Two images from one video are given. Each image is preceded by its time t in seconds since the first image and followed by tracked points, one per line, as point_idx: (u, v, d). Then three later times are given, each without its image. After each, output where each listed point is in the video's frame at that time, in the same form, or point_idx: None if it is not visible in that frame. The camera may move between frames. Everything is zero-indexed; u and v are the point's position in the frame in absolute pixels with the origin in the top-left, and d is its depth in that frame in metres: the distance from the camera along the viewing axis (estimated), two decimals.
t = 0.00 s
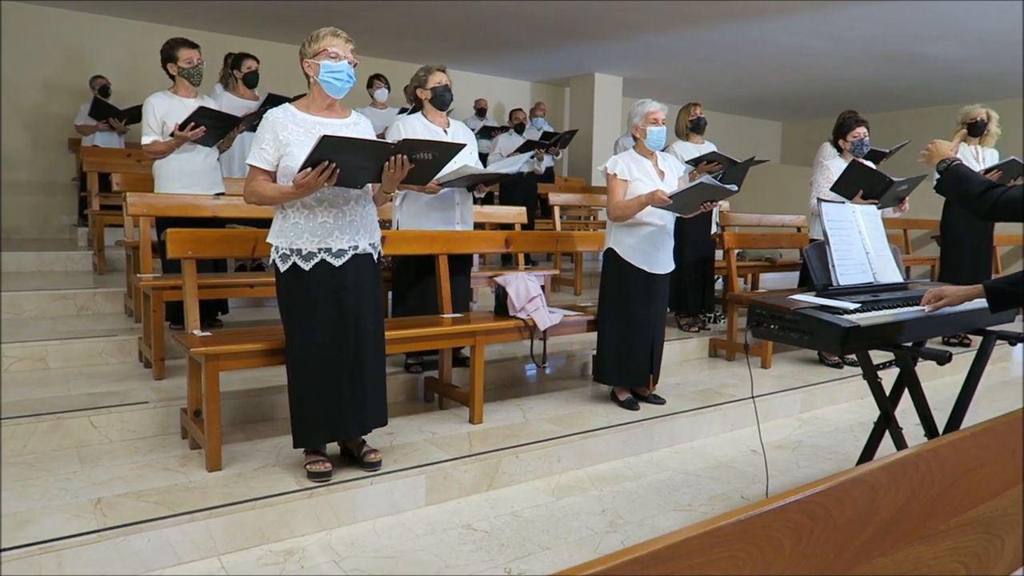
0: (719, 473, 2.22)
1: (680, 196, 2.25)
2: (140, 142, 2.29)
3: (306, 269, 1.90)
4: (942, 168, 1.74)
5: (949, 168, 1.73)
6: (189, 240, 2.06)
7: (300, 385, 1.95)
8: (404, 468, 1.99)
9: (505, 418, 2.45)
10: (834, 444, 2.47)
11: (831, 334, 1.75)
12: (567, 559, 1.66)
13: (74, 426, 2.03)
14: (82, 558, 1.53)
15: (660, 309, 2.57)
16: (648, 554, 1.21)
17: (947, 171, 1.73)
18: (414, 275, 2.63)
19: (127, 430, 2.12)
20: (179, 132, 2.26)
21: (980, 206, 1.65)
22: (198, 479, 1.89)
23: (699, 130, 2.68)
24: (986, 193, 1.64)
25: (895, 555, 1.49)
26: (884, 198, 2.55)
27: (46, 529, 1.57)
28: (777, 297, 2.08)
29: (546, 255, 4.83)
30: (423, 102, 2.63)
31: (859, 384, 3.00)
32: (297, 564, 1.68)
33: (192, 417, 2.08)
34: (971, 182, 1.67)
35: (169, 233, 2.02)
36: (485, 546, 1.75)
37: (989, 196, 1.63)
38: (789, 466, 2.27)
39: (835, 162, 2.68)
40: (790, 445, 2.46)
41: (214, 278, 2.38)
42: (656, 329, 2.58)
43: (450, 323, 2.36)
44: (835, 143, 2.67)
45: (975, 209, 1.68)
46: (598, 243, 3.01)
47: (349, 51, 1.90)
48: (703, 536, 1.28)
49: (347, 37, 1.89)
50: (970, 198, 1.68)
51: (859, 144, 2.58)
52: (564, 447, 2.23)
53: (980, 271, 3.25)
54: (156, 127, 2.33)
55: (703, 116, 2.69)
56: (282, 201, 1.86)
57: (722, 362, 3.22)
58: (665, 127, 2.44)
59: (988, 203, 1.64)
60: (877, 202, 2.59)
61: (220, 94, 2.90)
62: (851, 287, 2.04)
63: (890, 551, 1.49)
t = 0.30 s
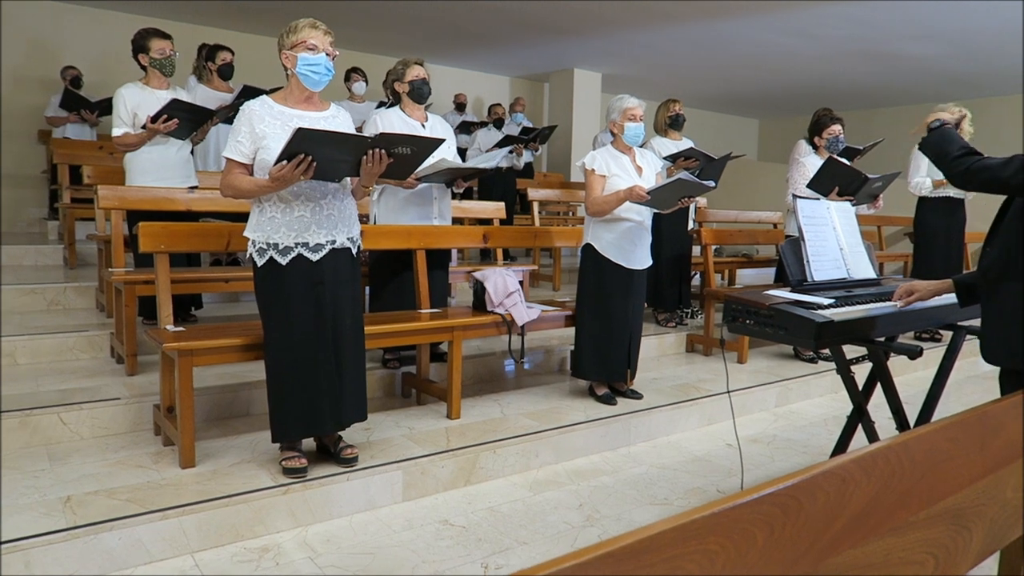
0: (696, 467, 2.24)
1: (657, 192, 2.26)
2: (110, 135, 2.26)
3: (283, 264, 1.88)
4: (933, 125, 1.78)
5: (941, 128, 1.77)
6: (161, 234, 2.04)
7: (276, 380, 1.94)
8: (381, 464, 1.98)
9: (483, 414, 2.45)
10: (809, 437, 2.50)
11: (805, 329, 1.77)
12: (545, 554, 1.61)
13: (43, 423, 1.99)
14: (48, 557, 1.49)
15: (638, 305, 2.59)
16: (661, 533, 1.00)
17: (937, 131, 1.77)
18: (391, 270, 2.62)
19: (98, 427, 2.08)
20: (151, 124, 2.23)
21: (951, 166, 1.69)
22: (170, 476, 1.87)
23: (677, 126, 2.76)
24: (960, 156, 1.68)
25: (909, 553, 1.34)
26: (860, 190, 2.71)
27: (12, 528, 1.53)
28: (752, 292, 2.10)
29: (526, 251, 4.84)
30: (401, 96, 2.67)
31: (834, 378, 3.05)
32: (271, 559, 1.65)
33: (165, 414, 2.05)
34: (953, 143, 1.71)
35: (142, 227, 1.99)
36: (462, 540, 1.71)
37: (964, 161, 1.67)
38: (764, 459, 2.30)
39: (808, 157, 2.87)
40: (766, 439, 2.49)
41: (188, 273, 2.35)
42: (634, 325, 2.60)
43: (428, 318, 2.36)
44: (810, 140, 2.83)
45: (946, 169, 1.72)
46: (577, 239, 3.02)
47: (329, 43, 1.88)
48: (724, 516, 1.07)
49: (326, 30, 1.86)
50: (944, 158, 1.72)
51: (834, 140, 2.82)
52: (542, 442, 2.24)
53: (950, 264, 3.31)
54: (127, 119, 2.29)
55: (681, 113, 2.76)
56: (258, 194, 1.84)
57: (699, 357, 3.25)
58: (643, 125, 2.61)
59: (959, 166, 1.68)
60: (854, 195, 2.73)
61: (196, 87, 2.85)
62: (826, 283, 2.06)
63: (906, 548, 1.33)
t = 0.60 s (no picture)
0: (682, 464, 2.25)
1: (643, 189, 2.27)
2: (88, 133, 2.25)
3: (269, 263, 1.87)
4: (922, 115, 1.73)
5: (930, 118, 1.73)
6: (143, 233, 2.02)
7: (263, 379, 1.93)
8: (367, 463, 1.98)
9: (470, 412, 2.45)
10: (794, 433, 2.51)
11: (789, 326, 1.79)
12: (532, 551, 1.61)
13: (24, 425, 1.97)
14: (27, 561, 1.45)
15: (624, 302, 2.60)
16: (645, 530, 0.99)
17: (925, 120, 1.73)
18: (377, 268, 2.62)
19: (80, 428, 2.06)
20: (132, 122, 2.21)
21: (933, 167, 1.70)
22: (153, 477, 1.85)
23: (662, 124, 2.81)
24: (942, 159, 1.69)
25: (890, 547, 1.35)
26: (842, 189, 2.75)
27: None
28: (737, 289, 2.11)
29: (512, 249, 4.85)
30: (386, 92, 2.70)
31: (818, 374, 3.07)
32: (257, 561, 1.61)
33: (148, 414, 2.03)
34: (935, 143, 1.70)
35: (123, 225, 1.98)
36: (449, 539, 1.70)
37: (945, 165, 1.69)
38: (749, 456, 2.31)
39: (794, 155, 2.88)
40: (752, 435, 2.50)
41: (171, 272, 2.33)
42: (621, 322, 2.61)
43: (414, 316, 2.35)
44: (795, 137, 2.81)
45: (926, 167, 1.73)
46: (562, 237, 3.02)
47: (315, 39, 1.88)
48: (708, 512, 1.07)
49: (312, 26, 1.86)
50: (925, 159, 1.72)
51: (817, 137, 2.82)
52: (529, 440, 2.24)
53: (936, 260, 3.35)
54: (106, 117, 2.27)
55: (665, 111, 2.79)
56: (243, 192, 1.83)
57: (685, 354, 3.27)
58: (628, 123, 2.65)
59: (940, 171, 1.69)
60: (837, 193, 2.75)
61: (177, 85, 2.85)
62: (809, 279, 2.08)
63: (887, 542, 1.34)
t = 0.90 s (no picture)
0: (669, 461, 2.26)
1: (629, 186, 2.27)
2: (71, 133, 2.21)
3: (257, 263, 1.86)
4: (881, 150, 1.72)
5: (886, 152, 1.73)
6: (127, 233, 2.00)
7: (251, 380, 1.92)
8: (354, 463, 1.97)
9: (458, 411, 2.45)
10: (780, 429, 2.53)
11: (774, 323, 1.79)
12: (519, 549, 1.62)
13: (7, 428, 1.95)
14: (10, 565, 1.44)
15: (611, 301, 2.61)
16: (629, 526, 1.00)
17: (883, 156, 1.73)
18: (363, 267, 2.61)
19: (63, 431, 2.04)
20: (114, 122, 2.19)
21: (908, 198, 1.70)
22: (138, 479, 1.83)
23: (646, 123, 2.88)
24: (915, 189, 1.69)
25: (874, 541, 1.35)
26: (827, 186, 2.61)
27: None
28: (723, 286, 2.12)
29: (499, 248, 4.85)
30: (371, 92, 2.63)
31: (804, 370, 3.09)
32: (243, 563, 1.59)
33: (132, 416, 2.02)
34: (904, 175, 1.70)
35: (106, 226, 1.96)
36: (436, 538, 1.70)
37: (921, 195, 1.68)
38: (735, 452, 2.33)
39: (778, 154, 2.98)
40: (738, 431, 2.51)
41: (155, 273, 2.31)
42: (608, 320, 2.62)
43: (401, 315, 2.34)
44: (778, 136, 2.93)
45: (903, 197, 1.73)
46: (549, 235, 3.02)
47: (300, 37, 1.85)
48: (691, 507, 1.07)
49: (297, 23, 1.83)
50: (899, 192, 1.72)
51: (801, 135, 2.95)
52: (516, 438, 2.24)
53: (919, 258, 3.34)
54: (88, 116, 2.24)
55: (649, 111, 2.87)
56: (229, 192, 1.81)
57: (672, 351, 3.28)
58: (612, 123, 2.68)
59: (916, 200, 1.69)
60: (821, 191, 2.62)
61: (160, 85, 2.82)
62: (794, 276, 2.09)
63: (871, 536, 1.35)
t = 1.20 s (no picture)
0: (654, 457, 2.27)
1: (613, 184, 2.28)
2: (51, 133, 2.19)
3: (241, 263, 1.85)
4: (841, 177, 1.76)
5: (848, 178, 1.77)
6: (108, 234, 1.98)
7: (235, 381, 1.91)
8: (339, 463, 1.96)
9: (444, 410, 2.45)
10: (764, 425, 2.55)
11: (757, 320, 1.81)
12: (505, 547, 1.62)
13: None
14: None
15: (596, 299, 2.62)
16: (610, 523, 1.00)
17: (847, 181, 1.76)
18: (348, 267, 2.60)
19: (45, 434, 2.02)
20: (94, 122, 2.18)
21: (884, 203, 1.71)
22: (121, 482, 1.82)
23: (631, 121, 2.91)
24: (891, 193, 1.70)
25: (856, 534, 1.36)
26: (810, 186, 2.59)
27: None
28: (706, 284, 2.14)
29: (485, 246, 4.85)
30: (357, 91, 2.61)
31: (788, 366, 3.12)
32: (229, 565, 1.58)
33: (115, 418, 2.00)
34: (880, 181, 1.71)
35: (87, 226, 1.94)
36: (423, 537, 1.69)
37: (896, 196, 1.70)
38: (720, 448, 2.34)
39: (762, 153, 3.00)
40: (723, 428, 2.53)
41: (137, 274, 2.29)
42: (594, 318, 2.63)
43: (386, 315, 2.34)
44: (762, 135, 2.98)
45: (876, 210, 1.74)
46: (534, 234, 3.03)
47: (283, 37, 1.85)
48: (672, 502, 1.08)
49: (280, 23, 1.82)
50: (875, 198, 1.72)
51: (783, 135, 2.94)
52: (502, 437, 2.25)
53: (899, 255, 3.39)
54: (68, 116, 2.22)
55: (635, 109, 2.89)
56: (213, 192, 1.80)
57: (658, 349, 3.30)
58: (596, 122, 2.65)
59: (893, 204, 1.70)
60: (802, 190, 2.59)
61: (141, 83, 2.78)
62: (777, 273, 2.11)
63: (852, 529, 1.36)
